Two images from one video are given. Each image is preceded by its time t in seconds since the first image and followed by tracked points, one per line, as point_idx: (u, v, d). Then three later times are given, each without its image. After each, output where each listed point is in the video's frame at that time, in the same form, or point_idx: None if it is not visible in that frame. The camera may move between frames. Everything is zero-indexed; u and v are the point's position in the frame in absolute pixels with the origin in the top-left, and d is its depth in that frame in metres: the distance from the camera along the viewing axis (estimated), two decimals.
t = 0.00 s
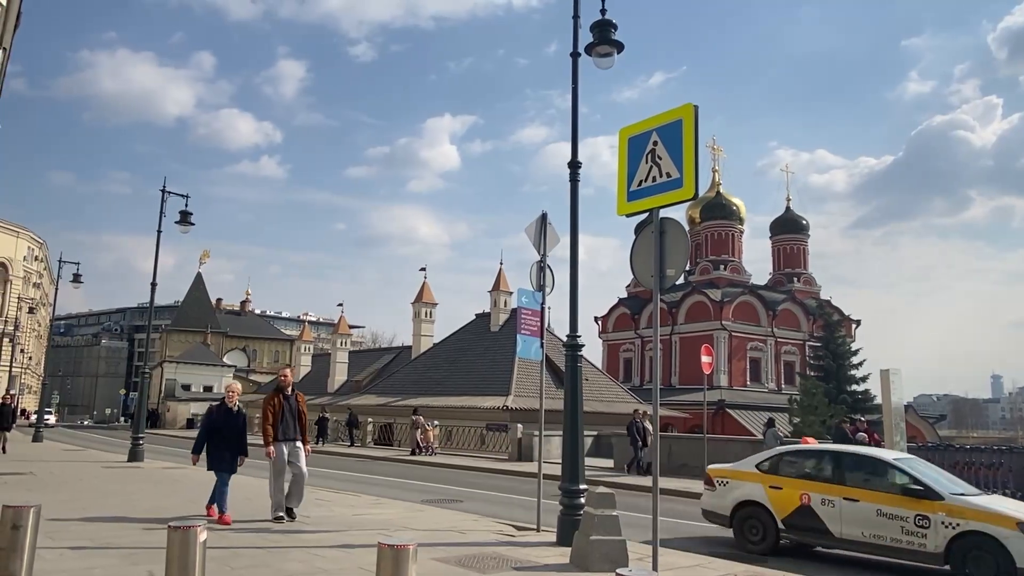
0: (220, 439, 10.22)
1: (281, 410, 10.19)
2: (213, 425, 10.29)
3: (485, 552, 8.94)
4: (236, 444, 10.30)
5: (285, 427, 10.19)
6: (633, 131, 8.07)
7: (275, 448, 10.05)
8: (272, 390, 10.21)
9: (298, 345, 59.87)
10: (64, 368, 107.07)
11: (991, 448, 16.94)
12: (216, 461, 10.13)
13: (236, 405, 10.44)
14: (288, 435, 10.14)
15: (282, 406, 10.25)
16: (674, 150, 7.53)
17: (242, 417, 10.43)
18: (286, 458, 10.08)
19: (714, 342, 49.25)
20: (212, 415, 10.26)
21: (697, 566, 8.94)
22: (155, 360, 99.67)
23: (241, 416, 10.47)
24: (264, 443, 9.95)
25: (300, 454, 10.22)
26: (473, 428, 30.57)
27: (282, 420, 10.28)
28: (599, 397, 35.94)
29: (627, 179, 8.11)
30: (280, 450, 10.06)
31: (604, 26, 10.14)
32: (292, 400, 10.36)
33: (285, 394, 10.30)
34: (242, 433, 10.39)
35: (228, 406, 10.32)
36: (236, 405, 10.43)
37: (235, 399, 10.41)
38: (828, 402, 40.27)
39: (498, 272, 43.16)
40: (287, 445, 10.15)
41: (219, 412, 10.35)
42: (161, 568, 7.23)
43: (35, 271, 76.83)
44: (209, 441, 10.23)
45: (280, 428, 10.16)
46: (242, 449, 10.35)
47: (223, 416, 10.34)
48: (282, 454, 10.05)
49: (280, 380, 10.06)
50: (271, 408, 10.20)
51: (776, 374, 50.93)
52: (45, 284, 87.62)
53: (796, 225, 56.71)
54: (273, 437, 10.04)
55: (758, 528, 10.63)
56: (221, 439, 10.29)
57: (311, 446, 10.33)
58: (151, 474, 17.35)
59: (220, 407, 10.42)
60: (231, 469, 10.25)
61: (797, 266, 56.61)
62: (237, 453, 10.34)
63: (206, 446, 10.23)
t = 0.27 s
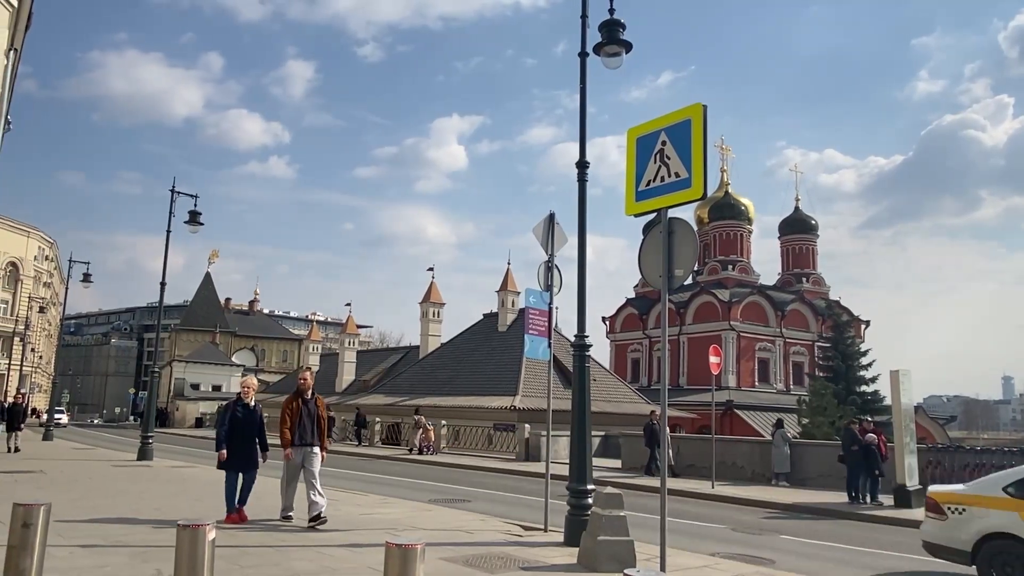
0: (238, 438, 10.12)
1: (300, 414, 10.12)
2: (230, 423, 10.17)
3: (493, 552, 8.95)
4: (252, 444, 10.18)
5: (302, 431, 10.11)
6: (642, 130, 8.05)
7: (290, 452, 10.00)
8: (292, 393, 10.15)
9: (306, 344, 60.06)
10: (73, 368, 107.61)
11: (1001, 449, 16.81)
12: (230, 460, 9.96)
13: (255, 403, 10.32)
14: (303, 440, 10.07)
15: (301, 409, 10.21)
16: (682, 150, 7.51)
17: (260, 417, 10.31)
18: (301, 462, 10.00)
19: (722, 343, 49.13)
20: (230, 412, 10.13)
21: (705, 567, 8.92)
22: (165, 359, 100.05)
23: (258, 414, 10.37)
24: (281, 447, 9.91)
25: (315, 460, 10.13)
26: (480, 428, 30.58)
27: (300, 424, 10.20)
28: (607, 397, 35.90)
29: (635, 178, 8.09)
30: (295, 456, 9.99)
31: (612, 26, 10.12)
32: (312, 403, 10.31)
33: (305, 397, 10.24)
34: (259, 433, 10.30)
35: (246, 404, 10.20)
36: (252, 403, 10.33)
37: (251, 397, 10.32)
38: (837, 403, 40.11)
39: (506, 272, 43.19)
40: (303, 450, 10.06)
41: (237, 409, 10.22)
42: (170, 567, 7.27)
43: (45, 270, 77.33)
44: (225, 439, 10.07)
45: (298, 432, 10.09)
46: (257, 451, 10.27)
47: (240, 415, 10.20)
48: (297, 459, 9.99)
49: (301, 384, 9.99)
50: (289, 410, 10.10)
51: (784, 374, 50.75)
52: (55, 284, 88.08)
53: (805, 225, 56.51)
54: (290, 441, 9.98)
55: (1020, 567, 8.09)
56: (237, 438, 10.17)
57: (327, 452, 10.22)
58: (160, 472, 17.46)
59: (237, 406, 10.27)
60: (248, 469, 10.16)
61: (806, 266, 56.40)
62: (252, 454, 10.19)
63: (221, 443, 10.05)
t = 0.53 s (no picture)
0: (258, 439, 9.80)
1: (321, 412, 9.81)
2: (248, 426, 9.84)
3: (502, 552, 8.95)
4: (273, 445, 9.86)
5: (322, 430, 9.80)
6: (651, 130, 8.05)
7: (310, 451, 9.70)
8: (313, 391, 9.88)
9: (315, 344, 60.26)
10: (85, 367, 108.27)
11: (1014, 450, 16.69)
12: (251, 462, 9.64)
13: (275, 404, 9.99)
14: (324, 438, 9.76)
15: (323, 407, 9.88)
16: (692, 150, 7.50)
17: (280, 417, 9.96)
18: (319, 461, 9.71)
19: (732, 343, 48.98)
20: (249, 415, 9.79)
21: (714, 568, 8.89)
22: (175, 359, 100.52)
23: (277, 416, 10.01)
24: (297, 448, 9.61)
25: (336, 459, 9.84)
26: (489, 428, 30.59)
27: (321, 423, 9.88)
28: (616, 397, 35.86)
29: (644, 178, 8.08)
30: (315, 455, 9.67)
31: (621, 26, 10.11)
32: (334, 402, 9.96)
33: (327, 395, 9.95)
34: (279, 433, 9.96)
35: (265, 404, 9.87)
36: (271, 405, 9.97)
37: (270, 398, 9.94)
38: (848, 403, 39.92)
39: (515, 272, 43.19)
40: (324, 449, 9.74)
41: (256, 411, 9.87)
42: (180, 565, 7.31)
43: (57, 270, 77.83)
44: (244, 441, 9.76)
45: (318, 430, 9.79)
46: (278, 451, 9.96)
47: (259, 415, 9.87)
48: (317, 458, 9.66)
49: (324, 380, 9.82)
50: (311, 408, 9.87)
51: (795, 375, 50.55)
52: (68, 284, 88.66)
53: (815, 225, 56.27)
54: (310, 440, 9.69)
55: None
56: (257, 439, 9.84)
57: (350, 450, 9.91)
58: (170, 470, 17.55)
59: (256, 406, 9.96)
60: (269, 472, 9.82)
61: (816, 266, 56.17)
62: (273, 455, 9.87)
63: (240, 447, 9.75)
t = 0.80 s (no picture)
0: (279, 438, 9.73)
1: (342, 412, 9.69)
2: (271, 423, 9.80)
3: (513, 551, 8.95)
4: (294, 445, 9.76)
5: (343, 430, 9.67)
6: (662, 130, 8.03)
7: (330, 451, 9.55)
8: (334, 390, 9.81)
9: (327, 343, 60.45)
10: (99, 366, 109.00)
11: None
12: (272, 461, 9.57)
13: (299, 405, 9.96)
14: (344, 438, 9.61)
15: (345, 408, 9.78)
16: (703, 149, 7.47)
17: (302, 418, 9.91)
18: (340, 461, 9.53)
19: (744, 343, 48.79)
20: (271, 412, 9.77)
21: (725, 569, 8.86)
22: (188, 358, 101.07)
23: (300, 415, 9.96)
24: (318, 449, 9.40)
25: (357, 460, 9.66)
26: (500, 428, 30.58)
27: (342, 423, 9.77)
28: (627, 397, 35.78)
29: (655, 178, 8.06)
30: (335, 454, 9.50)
31: (633, 25, 10.08)
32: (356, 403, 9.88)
33: (348, 396, 9.86)
34: (302, 434, 9.88)
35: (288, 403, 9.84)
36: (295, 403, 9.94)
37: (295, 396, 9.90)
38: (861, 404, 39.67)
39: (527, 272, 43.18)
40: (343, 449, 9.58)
41: (279, 409, 9.85)
42: (194, 563, 7.35)
43: (72, 270, 78.40)
44: (267, 440, 9.73)
45: (338, 430, 9.64)
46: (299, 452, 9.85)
47: (281, 414, 9.83)
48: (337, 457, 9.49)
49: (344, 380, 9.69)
50: (332, 407, 9.75)
51: (807, 375, 50.29)
52: (82, 284, 89.29)
53: (828, 224, 55.95)
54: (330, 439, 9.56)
55: None
56: (278, 438, 9.77)
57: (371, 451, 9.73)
58: (183, 469, 17.67)
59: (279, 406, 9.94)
60: (289, 472, 9.73)
61: (829, 265, 55.86)
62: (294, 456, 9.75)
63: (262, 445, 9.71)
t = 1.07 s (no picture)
0: (302, 439, 9.50)
1: (366, 413, 9.48)
2: (294, 423, 9.56)
3: (527, 551, 8.94)
4: (316, 447, 9.56)
5: (368, 432, 9.48)
6: (676, 128, 7.99)
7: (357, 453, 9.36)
8: (357, 391, 9.57)
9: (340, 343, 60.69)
10: (115, 366, 109.85)
11: None
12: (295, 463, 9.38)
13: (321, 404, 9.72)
14: (370, 441, 9.44)
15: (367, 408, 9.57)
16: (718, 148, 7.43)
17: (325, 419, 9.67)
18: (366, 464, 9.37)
19: (758, 343, 48.55)
20: (295, 413, 9.51)
21: (741, 570, 8.80)
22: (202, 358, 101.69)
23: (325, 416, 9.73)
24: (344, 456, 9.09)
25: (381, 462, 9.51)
26: (512, 428, 30.58)
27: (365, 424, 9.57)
28: (640, 397, 35.70)
29: (669, 177, 8.03)
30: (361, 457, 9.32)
31: (646, 23, 10.04)
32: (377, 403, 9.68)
33: (371, 396, 9.66)
34: (324, 435, 9.65)
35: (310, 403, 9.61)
36: (320, 404, 9.71)
37: (319, 397, 9.68)
38: (876, 404, 39.39)
39: (538, 272, 43.14)
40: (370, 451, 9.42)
41: (302, 409, 9.61)
42: (210, 561, 7.38)
43: (88, 270, 79.08)
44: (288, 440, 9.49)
45: (363, 433, 9.46)
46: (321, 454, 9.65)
47: (305, 415, 9.58)
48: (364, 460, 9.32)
49: (365, 380, 9.48)
50: (356, 408, 9.52)
51: (822, 375, 49.98)
52: (97, 284, 90.02)
53: (843, 223, 55.58)
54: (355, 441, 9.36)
55: None
56: (301, 440, 9.54)
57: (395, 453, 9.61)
58: (198, 468, 17.78)
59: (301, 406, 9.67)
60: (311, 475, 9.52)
61: (843, 265, 55.50)
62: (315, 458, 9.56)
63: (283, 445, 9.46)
